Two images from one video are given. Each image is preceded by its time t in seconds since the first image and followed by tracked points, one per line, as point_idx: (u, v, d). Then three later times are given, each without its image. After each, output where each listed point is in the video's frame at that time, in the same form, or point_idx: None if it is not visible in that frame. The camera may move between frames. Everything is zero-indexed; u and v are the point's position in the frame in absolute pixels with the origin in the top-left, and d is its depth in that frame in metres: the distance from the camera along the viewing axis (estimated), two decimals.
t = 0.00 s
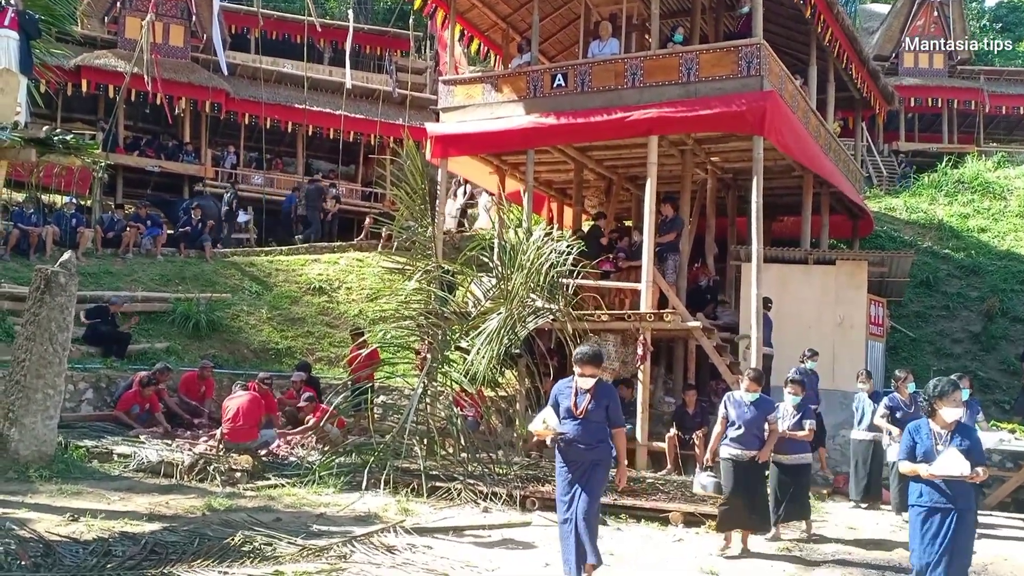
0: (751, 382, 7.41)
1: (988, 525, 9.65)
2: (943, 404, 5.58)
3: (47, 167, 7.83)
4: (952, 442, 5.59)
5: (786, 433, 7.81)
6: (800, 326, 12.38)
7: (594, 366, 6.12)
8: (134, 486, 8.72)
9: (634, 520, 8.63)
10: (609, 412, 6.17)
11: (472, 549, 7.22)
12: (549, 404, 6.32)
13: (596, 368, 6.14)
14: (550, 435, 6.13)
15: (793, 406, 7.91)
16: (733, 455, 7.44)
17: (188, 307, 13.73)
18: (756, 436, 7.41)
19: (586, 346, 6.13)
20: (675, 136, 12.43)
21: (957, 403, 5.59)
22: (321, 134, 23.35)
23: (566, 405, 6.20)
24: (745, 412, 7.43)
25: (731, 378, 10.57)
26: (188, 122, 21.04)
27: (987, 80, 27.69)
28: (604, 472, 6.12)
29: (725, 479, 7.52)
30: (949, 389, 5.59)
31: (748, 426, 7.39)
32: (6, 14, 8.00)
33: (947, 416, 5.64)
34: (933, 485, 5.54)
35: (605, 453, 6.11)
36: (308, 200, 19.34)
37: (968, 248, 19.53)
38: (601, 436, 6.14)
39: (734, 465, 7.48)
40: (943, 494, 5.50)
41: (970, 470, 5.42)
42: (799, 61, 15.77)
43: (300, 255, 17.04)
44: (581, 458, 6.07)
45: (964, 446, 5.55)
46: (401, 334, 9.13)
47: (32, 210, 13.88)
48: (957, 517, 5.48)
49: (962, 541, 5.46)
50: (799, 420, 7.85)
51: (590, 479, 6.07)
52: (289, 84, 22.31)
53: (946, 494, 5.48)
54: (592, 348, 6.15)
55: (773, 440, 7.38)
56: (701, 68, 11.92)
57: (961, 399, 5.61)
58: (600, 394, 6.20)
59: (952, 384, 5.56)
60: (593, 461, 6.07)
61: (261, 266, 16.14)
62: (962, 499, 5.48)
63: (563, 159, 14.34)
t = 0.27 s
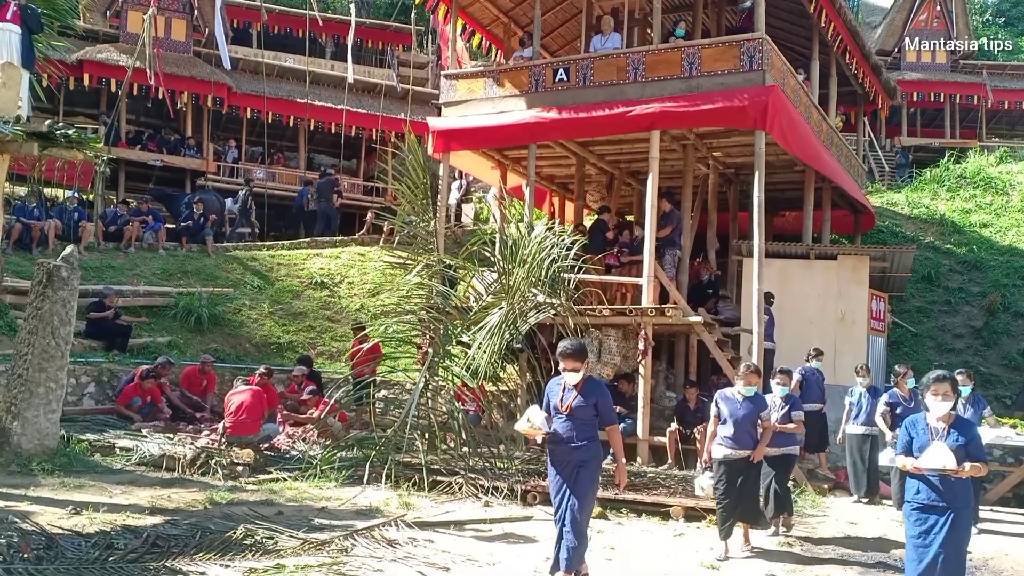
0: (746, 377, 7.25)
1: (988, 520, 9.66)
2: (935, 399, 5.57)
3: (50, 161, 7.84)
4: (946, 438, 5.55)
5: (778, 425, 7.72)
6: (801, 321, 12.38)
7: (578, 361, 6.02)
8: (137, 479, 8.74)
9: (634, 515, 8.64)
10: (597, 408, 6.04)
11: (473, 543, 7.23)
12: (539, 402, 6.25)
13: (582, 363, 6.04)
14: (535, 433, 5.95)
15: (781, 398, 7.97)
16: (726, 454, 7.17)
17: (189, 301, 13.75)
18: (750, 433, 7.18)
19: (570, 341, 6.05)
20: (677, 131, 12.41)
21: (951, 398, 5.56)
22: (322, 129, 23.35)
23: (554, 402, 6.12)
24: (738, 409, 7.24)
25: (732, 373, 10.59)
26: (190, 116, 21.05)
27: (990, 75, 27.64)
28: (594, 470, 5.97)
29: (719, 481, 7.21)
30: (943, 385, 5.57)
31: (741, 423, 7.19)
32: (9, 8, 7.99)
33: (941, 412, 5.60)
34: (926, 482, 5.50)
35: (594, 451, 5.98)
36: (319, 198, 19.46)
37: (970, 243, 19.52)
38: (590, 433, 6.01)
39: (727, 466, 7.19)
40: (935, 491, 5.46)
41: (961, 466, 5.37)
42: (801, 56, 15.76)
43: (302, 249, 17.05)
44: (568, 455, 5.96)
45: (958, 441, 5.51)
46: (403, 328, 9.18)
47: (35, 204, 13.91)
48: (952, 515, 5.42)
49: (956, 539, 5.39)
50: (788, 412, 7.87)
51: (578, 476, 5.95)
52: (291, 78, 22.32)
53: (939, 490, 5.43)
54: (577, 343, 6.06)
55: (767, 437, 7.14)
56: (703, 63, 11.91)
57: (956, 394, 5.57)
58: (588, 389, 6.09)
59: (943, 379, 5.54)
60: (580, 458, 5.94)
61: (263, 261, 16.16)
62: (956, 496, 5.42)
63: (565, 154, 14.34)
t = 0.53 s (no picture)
0: (739, 367, 7.19)
1: (988, 514, 9.68)
2: (918, 397, 5.52)
3: (49, 155, 7.82)
4: (931, 437, 5.50)
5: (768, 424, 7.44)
6: (802, 315, 12.38)
7: (562, 351, 5.72)
8: (137, 474, 8.74)
9: (634, 509, 8.64)
10: (584, 399, 5.74)
11: (473, 537, 7.23)
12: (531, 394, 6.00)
13: (568, 352, 5.77)
14: (515, 428, 5.66)
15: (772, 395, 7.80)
16: (722, 446, 7.15)
17: (189, 296, 13.74)
18: (744, 424, 7.13)
19: (556, 329, 5.78)
20: (677, 125, 12.42)
21: (935, 395, 5.50)
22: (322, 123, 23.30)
23: (543, 395, 5.88)
24: (732, 400, 7.19)
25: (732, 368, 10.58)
26: (190, 111, 21.02)
27: (990, 70, 27.61)
28: (580, 463, 5.69)
29: (717, 474, 7.19)
30: (927, 383, 5.51)
31: (736, 414, 7.14)
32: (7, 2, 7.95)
33: (925, 410, 5.55)
34: (911, 481, 5.47)
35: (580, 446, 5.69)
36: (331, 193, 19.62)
37: (970, 238, 19.51)
38: (577, 426, 5.73)
39: (724, 458, 7.16)
40: (919, 491, 5.43)
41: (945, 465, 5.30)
42: (801, 51, 15.75)
43: (302, 244, 17.03)
44: (553, 449, 5.71)
45: (941, 440, 5.46)
46: (402, 322, 9.12)
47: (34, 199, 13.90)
48: (936, 515, 5.39)
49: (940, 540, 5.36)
50: (778, 409, 7.67)
51: (563, 471, 5.67)
52: (291, 73, 22.30)
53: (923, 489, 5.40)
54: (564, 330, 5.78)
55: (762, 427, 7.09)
56: (703, 57, 11.89)
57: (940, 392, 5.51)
58: (576, 379, 5.80)
59: (926, 376, 5.49)
60: (565, 452, 5.67)
61: (263, 255, 16.14)
62: (940, 495, 5.38)
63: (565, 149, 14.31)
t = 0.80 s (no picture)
0: (742, 361, 7.16)
1: (985, 506, 9.69)
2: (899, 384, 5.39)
3: (45, 147, 7.78)
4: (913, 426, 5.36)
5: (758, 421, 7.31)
6: (800, 308, 12.39)
7: (540, 341, 5.54)
8: (135, 466, 8.73)
9: (633, 500, 8.66)
10: (564, 392, 5.52)
11: (471, 529, 7.23)
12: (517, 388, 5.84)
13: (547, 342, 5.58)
14: (491, 422, 5.54)
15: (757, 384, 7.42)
16: (725, 442, 7.11)
17: (187, 288, 13.73)
18: (747, 420, 7.11)
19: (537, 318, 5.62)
20: (676, 116, 12.37)
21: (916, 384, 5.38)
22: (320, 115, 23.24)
23: (525, 388, 5.72)
24: (734, 395, 7.13)
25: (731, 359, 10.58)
26: (187, 102, 20.94)
27: (989, 61, 27.55)
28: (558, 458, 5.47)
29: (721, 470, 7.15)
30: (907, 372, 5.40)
31: (738, 410, 7.09)
32: None
33: (906, 399, 5.42)
34: (892, 471, 5.33)
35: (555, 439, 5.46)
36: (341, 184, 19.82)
37: (969, 230, 19.50)
38: (556, 419, 5.53)
39: (728, 455, 7.13)
40: (901, 481, 5.28)
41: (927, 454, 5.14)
42: (801, 41, 15.69)
43: (300, 236, 17.00)
44: (530, 443, 5.52)
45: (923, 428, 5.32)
46: (400, 315, 9.20)
47: (31, 190, 13.85)
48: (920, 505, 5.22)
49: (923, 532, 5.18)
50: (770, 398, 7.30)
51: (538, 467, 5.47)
52: (288, 63, 22.21)
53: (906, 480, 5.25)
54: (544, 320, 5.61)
55: (764, 422, 7.06)
56: (702, 48, 11.85)
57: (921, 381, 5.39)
58: (557, 370, 5.59)
59: (905, 363, 5.38)
60: (541, 446, 5.48)
61: (260, 247, 16.11)
62: (922, 485, 5.22)
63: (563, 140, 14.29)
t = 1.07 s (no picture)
0: (760, 355, 7.00)
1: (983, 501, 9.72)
2: (881, 382, 5.25)
3: (43, 141, 7.77)
4: (894, 424, 5.21)
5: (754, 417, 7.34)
6: (799, 303, 12.38)
7: (512, 332, 5.52)
8: (134, 460, 8.74)
9: (631, 495, 8.68)
10: (536, 384, 5.49)
11: (469, 523, 7.23)
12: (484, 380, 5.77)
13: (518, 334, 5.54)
14: (463, 413, 5.50)
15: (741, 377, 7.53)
16: (735, 438, 6.95)
17: (186, 283, 13.72)
18: (759, 416, 6.95)
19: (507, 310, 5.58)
20: (675, 111, 12.36)
21: (898, 381, 5.22)
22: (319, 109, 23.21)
23: (494, 380, 5.66)
24: (748, 389, 6.97)
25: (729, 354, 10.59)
26: (186, 96, 20.91)
27: (988, 57, 27.55)
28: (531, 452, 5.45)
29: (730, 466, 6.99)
30: (889, 368, 5.23)
31: (751, 405, 6.94)
32: None
33: (889, 396, 5.26)
34: (870, 470, 5.24)
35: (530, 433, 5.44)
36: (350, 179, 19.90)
37: (967, 225, 19.51)
38: (527, 412, 5.49)
39: (738, 450, 6.97)
40: (879, 482, 5.18)
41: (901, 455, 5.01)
42: (799, 37, 15.67)
43: (298, 231, 16.99)
44: (502, 437, 5.47)
45: (902, 428, 5.18)
46: (399, 310, 9.18)
47: (29, 185, 13.83)
48: (896, 506, 5.14)
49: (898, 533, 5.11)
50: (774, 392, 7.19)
51: (511, 461, 5.44)
52: (286, 58, 22.17)
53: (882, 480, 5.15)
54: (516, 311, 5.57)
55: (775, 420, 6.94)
56: (701, 43, 11.85)
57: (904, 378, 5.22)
58: (528, 362, 5.56)
59: (888, 360, 5.22)
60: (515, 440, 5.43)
61: (259, 242, 16.10)
62: (897, 486, 5.13)
63: (562, 135, 14.29)
